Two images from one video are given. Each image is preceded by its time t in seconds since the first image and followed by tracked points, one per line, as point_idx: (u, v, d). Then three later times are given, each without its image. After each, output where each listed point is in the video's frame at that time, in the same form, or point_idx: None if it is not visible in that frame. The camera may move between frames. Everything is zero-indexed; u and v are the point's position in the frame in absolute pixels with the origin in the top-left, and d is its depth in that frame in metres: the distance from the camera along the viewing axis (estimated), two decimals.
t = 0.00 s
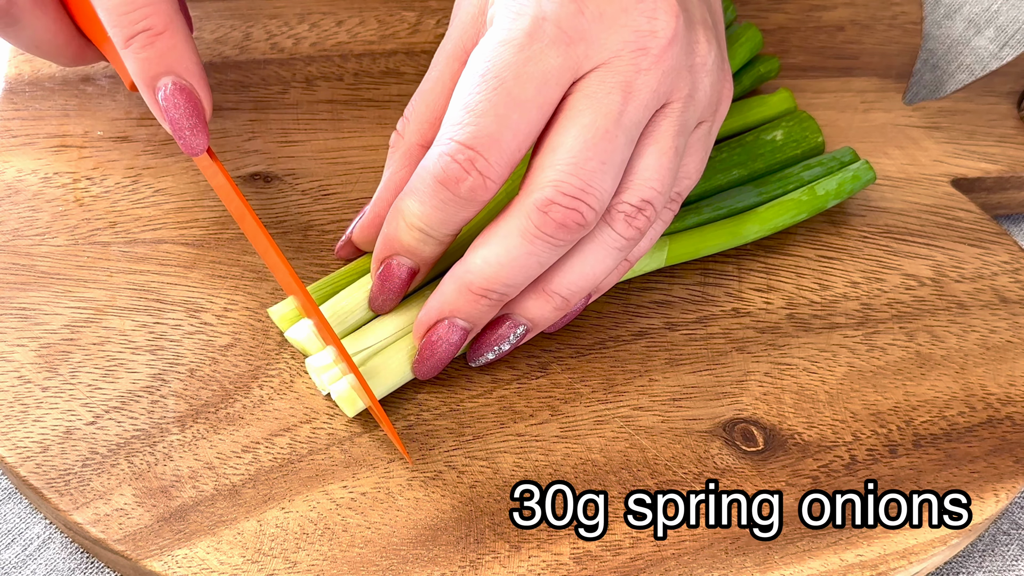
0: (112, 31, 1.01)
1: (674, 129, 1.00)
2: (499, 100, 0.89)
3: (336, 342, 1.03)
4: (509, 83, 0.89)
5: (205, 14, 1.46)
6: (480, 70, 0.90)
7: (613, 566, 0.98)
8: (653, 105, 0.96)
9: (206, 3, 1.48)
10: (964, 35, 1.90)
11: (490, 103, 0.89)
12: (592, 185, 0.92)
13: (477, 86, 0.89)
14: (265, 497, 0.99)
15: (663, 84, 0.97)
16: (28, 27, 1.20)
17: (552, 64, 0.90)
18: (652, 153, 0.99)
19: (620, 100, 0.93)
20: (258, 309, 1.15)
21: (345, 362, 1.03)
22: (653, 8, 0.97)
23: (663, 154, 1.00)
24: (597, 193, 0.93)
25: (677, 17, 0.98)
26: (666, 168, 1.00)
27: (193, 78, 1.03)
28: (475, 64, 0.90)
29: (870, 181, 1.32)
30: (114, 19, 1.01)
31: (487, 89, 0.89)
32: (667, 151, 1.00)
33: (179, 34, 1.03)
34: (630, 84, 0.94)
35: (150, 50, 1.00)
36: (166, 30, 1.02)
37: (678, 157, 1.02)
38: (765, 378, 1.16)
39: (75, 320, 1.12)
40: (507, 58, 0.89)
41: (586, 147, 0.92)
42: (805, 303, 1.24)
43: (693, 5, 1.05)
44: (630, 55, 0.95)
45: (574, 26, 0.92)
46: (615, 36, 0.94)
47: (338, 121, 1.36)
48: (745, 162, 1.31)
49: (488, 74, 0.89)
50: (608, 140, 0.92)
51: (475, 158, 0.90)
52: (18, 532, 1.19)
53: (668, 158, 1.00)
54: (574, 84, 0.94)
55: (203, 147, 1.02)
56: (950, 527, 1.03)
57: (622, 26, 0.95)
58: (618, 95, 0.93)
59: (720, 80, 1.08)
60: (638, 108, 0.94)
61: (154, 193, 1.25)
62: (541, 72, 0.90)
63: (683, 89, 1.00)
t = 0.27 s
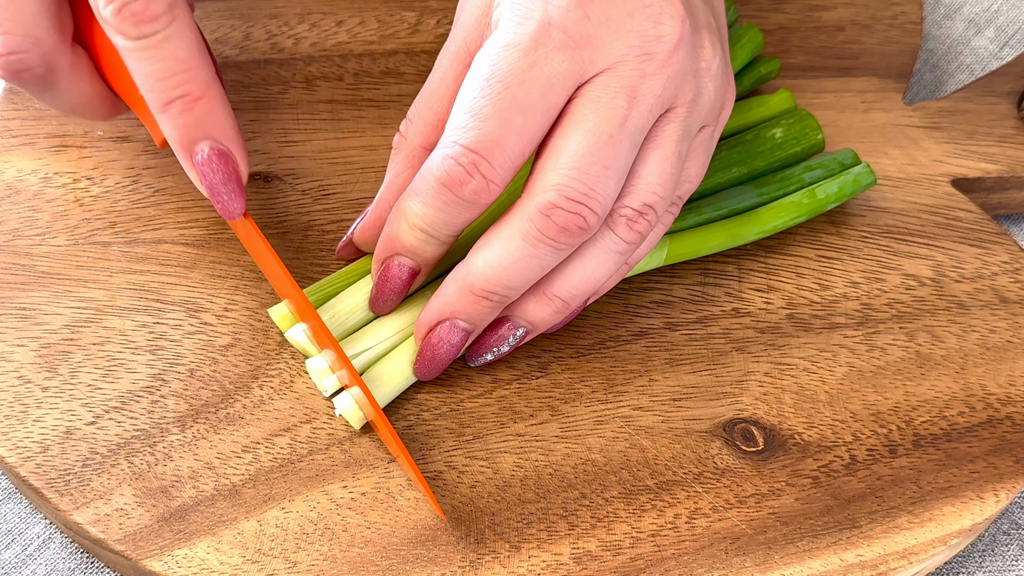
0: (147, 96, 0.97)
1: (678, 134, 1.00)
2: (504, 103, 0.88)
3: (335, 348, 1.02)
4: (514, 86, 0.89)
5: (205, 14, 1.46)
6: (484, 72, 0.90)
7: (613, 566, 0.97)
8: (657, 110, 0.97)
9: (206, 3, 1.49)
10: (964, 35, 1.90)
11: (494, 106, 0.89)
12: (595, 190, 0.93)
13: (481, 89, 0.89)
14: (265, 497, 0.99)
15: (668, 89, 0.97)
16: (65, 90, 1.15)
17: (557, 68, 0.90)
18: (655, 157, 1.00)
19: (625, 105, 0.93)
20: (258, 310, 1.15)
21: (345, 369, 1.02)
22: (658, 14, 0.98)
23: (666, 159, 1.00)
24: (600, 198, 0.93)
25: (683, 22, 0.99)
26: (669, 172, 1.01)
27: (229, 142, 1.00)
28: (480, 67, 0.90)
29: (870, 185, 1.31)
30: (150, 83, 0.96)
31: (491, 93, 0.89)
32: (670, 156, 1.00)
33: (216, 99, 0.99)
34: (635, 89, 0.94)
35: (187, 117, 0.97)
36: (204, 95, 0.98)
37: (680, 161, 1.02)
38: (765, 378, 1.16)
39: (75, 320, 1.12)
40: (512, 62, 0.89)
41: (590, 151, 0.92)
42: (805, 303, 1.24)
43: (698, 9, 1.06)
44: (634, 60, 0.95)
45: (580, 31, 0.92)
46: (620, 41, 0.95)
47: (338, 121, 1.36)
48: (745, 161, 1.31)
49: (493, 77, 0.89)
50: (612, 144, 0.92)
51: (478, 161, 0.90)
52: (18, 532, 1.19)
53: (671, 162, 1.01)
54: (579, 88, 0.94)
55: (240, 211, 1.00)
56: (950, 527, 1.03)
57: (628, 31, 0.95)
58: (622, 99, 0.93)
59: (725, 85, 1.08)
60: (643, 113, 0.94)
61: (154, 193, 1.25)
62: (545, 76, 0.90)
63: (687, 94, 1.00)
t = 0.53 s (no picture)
0: (152, 117, 1.00)
1: (676, 132, 1.01)
2: (502, 105, 0.88)
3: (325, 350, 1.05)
4: (512, 88, 0.88)
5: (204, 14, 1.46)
6: (481, 75, 0.89)
7: (613, 566, 0.97)
8: (655, 109, 0.97)
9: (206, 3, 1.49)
10: (964, 35, 1.90)
11: (492, 109, 0.88)
12: (595, 190, 0.93)
13: (478, 91, 0.89)
14: (266, 497, 0.99)
15: (665, 86, 0.97)
16: (74, 116, 1.18)
17: (555, 69, 0.90)
18: (654, 156, 1.00)
19: (623, 104, 0.93)
20: (258, 310, 1.15)
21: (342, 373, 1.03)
22: (655, 12, 0.97)
23: (665, 157, 1.00)
24: (601, 198, 0.93)
25: (679, 19, 0.99)
26: (667, 170, 1.01)
27: (234, 160, 1.04)
28: (475, 70, 0.90)
29: (869, 182, 1.32)
30: (155, 106, 0.98)
31: (489, 95, 0.88)
32: (669, 154, 1.00)
33: (219, 119, 1.03)
34: (633, 88, 0.94)
35: (191, 138, 1.00)
36: (207, 116, 1.01)
37: (679, 160, 1.02)
38: (765, 378, 1.16)
39: (75, 320, 1.12)
40: (509, 64, 0.89)
41: (590, 152, 0.92)
42: (805, 303, 1.24)
43: (692, 6, 1.06)
44: (632, 58, 0.95)
45: (576, 30, 0.92)
46: (617, 40, 0.95)
47: (338, 121, 1.36)
48: (744, 158, 1.31)
49: (490, 80, 0.89)
50: (611, 144, 0.93)
51: (477, 164, 0.90)
52: (18, 532, 1.19)
53: (669, 160, 1.01)
54: (576, 88, 0.94)
55: (245, 227, 1.05)
56: (949, 527, 1.03)
57: (624, 29, 0.95)
58: (621, 99, 0.94)
59: (720, 82, 1.08)
60: (641, 112, 0.95)
61: (154, 193, 1.25)
62: (543, 77, 0.90)
63: (684, 91, 1.00)
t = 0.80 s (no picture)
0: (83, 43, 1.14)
1: (678, 131, 1.01)
2: (505, 105, 0.88)
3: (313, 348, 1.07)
4: (515, 88, 0.88)
5: (204, 14, 1.47)
6: (483, 75, 0.89)
7: (613, 566, 0.97)
8: (657, 108, 0.97)
9: (206, 4, 1.49)
10: (964, 35, 1.90)
11: (495, 109, 0.88)
12: (598, 189, 0.93)
13: (481, 91, 0.89)
14: (266, 497, 0.99)
15: (667, 86, 0.97)
16: (19, 49, 1.28)
17: (557, 69, 0.90)
18: (656, 155, 1.00)
19: (625, 104, 0.94)
20: (258, 310, 1.15)
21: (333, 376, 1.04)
22: (656, 11, 0.97)
23: (667, 156, 1.00)
24: (603, 197, 0.94)
25: (681, 18, 0.98)
26: (669, 170, 1.01)
27: (161, 82, 1.19)
28: (477, 70, 0.90)
29: (869, 183, 1.31)
30: (87, 32, 1.14)
31: (491, 95, 0.88)
32: (671, 153, 1.01)
33: (145, 41, 1.19)
34: (635, 88, 0.94)
35: (121, 60, 1.15)
36: (134, 40, 1.17)
37: (680, 159, 1.03)
38: (765, 378, 1.16)
39: (75, 320, 1.12)
40: (512, 63, 0.89)
41: (592, 151, 0.92)
42: (805, 303, 1.24)
43: (693, 5, 1.05)
44: (633, 58, 0.95)
45: (579, 30, 0.92)
46: (619, 39, 0.95)
47: (338, 121, 1.36)
48: (744, 158, 1.31)
49: (493, 80, 0.89)
50: (614, 144, 0.93)
51: (480, 164, 0.90)
52: (18, 532, 1.19)
53: (671, 159, 1.01)
54: (579, 88, 0.94)
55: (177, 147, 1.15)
56: (949, 527, 1.03)
57: (626, 29, 0.95)
58: (623, 99, 0.94)
59: (721, 80, 1.08)
60: (643, 112, 0.95)
61: (154, 193, 1.26)
62: (546, 77, 0.90)
63: (686, 90, 1.00)
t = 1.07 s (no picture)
0: (85, 28, 1.04)
1: (679, 134, 1.01)
2: (507, 106, 0.88)
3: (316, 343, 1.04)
4: (517, 88, 0.88)
5: (204, 14, 1.47)
6: (486, 75, 0.89)
7: (613, 566, 0.97)
8: (659, 110, 0.97)
9: (206, 4, 1.49)
10: (964, 35, 1.90)
11: (497, 110, 0.88)
12: (599, 191, 0.93)
13: (483, 92, 0.89)
14: (265, 497, 0.99)
15: (669, 88, 0.97)
16: (16, 32, 1.22)
17: (560, 70, 0.90)
18: (657, 157, 1.00)
19: (628, 106, 0.94)
20: (258, 310, 1.15)
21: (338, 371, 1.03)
22: (659, 13, 0.98)
23: (668, 158, 1.00)
24: (605, 199, 0.93)
25: (683, 21, 0.99)
26: (670, 172, 1.01)
27: (165, 69, 1.07)
28: (480, 70, 0.90)
29: (869, 184, 1.32)
30: (87, 15, 1.03)
31: (493, 96, 0.88)
32: (672, 155, 1.01)
33: (151, 26, 1.06)
34: (637, 90, 0.94)
35: (122, 46, 1.03)
36: (138, 24, 1.05)
37: (682, 161, 1.03)
38: (765, 378, 1.16)
39: (75, 320, 1.12)
40: (514, 64, 0.89)
41: (595, 153, 0.92)
42: (805, 303, 1.24)
43: (695, 7, 1.06)
44: (636, 60, 0.95)
45: (582, 32, 0.92)
46: (622, 42, 0.95)
47: (338, 120, 1.36)
48: (744, 159, 1.31)
49: (495, 80, 0.89)
50: (616, 146, 0.93)
51: (482, 164, 0.90)
52: (18, 532, 1.19)
53: (673, 162, 1.01)
54: (581, 89, 0.94)
55: (180, 138, 1.03)
56: (949, 527, 1.03)
57: (629, 31, 0.95)
58: (625, 100, 0.94)
59: (723, 83, 1.09)
60: (645, 114, 0.95)
61: (154, 193, 1.26)
62: (548, 78, 0.90)
63: (688, 93, 1.00)
